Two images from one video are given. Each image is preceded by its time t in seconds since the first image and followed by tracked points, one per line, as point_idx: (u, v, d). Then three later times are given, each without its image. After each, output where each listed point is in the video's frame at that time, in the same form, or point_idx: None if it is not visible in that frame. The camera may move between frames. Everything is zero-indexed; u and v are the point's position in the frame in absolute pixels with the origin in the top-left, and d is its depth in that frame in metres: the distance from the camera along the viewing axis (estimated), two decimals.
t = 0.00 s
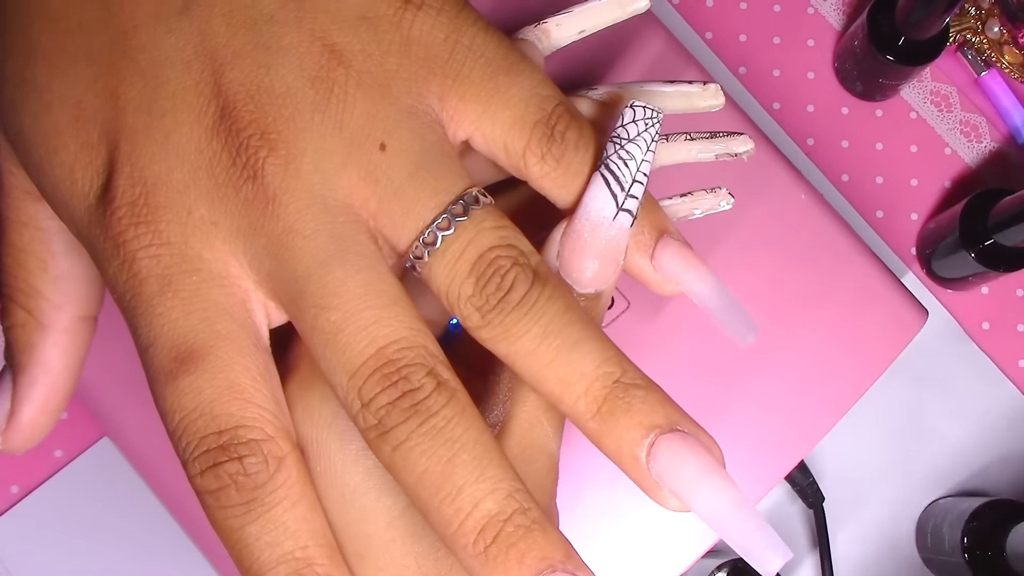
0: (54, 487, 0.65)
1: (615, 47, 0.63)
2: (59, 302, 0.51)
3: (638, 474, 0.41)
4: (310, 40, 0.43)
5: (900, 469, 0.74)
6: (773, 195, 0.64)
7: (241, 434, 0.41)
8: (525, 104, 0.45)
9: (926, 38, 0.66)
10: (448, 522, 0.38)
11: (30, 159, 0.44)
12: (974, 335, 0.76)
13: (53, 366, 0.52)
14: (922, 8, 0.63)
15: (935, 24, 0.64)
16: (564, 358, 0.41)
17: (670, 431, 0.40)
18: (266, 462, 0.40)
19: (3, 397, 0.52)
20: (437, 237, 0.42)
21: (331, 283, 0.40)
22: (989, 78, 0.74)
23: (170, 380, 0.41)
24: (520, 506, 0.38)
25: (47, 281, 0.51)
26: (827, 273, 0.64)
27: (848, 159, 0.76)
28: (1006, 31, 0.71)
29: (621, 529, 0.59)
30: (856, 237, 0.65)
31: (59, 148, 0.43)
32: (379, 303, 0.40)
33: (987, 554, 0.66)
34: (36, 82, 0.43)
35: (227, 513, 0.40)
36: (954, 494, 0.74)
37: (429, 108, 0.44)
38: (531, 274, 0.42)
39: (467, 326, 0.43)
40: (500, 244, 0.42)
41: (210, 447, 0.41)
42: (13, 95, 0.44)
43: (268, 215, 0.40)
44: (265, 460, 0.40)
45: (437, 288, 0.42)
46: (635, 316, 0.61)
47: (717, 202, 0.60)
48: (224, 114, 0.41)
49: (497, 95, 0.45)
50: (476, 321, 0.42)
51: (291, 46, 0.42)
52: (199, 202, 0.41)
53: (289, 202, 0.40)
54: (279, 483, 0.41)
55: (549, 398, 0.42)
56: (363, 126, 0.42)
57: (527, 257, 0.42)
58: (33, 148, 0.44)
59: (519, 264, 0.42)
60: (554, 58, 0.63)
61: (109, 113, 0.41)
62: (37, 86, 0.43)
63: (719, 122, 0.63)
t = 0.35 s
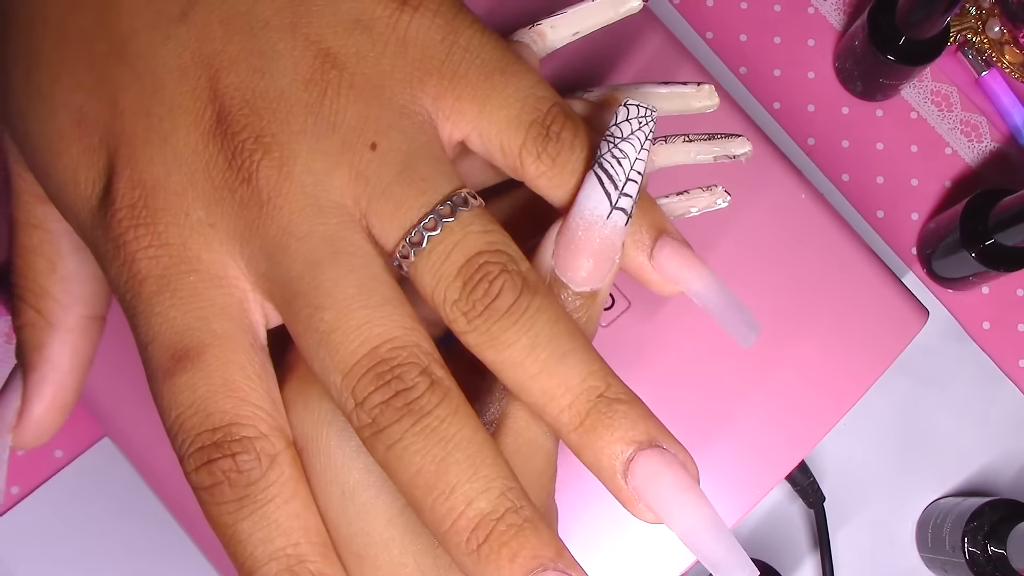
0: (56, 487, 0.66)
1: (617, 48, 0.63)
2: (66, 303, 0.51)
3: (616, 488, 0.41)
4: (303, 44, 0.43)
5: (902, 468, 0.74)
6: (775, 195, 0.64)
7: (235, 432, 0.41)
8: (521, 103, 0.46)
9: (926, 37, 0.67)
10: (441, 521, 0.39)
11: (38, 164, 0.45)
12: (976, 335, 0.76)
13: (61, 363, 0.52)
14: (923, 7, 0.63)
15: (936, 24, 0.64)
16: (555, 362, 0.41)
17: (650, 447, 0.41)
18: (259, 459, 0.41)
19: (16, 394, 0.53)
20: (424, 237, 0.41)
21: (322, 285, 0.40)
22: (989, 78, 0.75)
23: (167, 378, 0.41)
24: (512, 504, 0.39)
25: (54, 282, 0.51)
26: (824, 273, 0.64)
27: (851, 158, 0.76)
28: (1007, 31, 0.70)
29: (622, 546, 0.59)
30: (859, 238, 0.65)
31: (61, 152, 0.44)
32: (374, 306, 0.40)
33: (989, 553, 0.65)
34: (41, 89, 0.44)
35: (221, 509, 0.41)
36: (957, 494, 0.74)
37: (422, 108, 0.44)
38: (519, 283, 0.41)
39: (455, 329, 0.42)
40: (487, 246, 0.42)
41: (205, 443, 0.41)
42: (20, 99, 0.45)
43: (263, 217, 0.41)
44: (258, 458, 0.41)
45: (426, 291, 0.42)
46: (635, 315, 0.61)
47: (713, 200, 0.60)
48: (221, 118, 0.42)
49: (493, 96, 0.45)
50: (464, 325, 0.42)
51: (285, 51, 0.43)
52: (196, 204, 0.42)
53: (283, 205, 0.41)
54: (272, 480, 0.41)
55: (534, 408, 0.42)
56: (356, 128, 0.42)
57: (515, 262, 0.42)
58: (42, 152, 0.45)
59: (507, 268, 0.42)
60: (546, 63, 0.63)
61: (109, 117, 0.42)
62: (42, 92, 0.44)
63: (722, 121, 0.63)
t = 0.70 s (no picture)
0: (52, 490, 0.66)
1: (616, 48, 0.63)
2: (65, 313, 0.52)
3: (610, 522, 0.40)
4: (320, 60, 0.44)
5: (901, 468, 0.74)
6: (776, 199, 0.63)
7: (228, 434, 0.40)
8: (530, 130, 0.45)
9: (927, 37, 0.67)
10: (445, 541, 0.39)
11: (42, 173, 0.45)
12: (974, 335, 0.76)
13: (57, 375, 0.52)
14: (923, 7, 0.63)
15: (936, 23, 0.64)
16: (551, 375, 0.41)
17: (647, 482, 0.40)
18: (250, 465, 0.40)
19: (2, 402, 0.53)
20: (428, 256, 0.41)
21: (333, 300, 0.40)
22: (989, 78, 0.75)
23: (162, 378, 0.40)
24: (517, 525, 0.38)
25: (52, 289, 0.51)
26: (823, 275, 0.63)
27: (851, 159, 0.76)
28: (1006, 31, 0.71)
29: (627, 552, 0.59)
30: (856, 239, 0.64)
31: (69, 154, 0.44)
32: (385, 324, 0.40)
33: (989, 554, 0.65)
34: (53, 98, 0.44)
35: (204, 516, 0.39)
36: (956, 494, 0.74)
37: (434, 128, 0.44)
38: (521, 307, 0.41)
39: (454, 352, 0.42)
40: (490, 269, 0.42)
41: (195, 445, 0.40)
42: (28, 107, 0.45)
43: (275, 229, 0.41)
44: (249, 463, 0.40)
45: (426, 313, 0.42)
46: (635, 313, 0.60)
47: (726, 234, 0.57)
48: (237, 129, 0.42)
49: (502, 119, 0.45)
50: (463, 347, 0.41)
51: (302, 65, 0.43)
52: (208, 214, 0.42)
53: (295, 219, 0.41)
54: (260, 489, 0.40)
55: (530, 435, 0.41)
56: (368, 143, 0.43)
57: (518, 286, 0.42)
58: (48, 159, 0.44)
59: (510, 290, 0.41)
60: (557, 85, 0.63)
61: (123, 124, 0.42)
62: (56, 101, 0.44)
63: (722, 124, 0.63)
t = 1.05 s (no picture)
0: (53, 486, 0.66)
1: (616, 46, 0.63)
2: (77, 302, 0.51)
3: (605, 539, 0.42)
4: (383, 42, 0.44)
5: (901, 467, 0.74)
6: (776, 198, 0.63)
7: (243, 414, 0.39)
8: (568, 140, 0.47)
9: (929, 38, 0.67)
10: (443, 549, 0.39)
11: (48, 116, 0.42)
12: (974, 335, 0.76)
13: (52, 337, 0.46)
14: (925, 6, 0.63)
15: (938, 23, 0.64)
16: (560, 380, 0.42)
17: (646, 503, 0.41)
18: (263, 450, 0.39)
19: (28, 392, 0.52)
20: (465, 255, 0.42)
21: (350, 297, 0.40)
22: (991, 78, 0.75)
23: (175, 348, 0.39)
24: (513, 540, 0.39)
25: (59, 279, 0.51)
26: (826, 276, 0.63)
27: (852, 159, 0.76)
28: (1008, 31, 0.71)
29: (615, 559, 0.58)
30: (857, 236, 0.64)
31: (88, 95, 0.41)
32: (400, 322, 0.41)
33: (989, 554, 0.65)
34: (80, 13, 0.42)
35: (206, 498, 0.38)
36: (956, 495, 0.74)
37: (477, 127, 0.46)
38: (547, 319, 0.42)
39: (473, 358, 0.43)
40: (523, 276, 0.43)
41: (207, 421, 0.39)
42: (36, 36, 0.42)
43: (315, 204, 0.41)
44: (262, 447, 0.39)
45: (453, 314, 0.43)
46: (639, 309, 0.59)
47: (743, 251, 0.58)
48: (290, 94, 0.42)
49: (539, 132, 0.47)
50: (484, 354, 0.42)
51: (366, 44, 0.44)
52: (245, 175, 0.41)
53: (333, 199, 0.41)
54: (270, 475, 0.39)
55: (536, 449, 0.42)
56: (418, 133, 0.43)
57: (546, 299, 0.43)
58: (65, 90, 0.41)
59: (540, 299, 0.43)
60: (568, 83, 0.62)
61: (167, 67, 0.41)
62: (87, 28, 0.41)
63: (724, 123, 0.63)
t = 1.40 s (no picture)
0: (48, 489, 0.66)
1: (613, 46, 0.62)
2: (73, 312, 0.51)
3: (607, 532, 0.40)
4: (321, 70, 0.43)
5: (899, 467, 0.74)
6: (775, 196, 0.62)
7: (223, 451, 0.41)
8: (534, 146, 0.45)
9: (928, 38, 0.66)
10: (414, 562, 0.38)
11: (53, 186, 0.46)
12: (973, 335, 0.75)
13: (77, 369, 0.52)
14: (924, 6, 0.63)
15: (936, 24, 0.63)
16: (538, 378, 0.40)
17: (640, 493, 0.39)
18: (244, 483, 0.41)
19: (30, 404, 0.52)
20: (429, 269, 0.41)
21: (310, 328, 0.40)
22: (989, 78, 0.74)
23: (162, 393, 0.41)
24: (484, 553, 0.38)
25: (59, 291, 0.51)
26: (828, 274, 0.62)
27: (850, 159, 0.76)
28: (1007, 31, 0.71)
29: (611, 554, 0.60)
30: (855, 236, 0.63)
31: (77, 164, 0.44)
32: (368, 339, 0.40)
33: (988, 554, 0.65)
34: (59, 101, 0.44)
35: (203, 530, 0.41)
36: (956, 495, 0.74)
37: (433, 138, 0.44)
38: (519, 320, 0.41)
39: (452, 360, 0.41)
40: (492, 281, 0.42)
41: (192, 461, 0.41)
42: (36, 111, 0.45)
43: (267, 241, 0.41)
44: (243, 480, 0.41)
45: (428, 319, 0.42)
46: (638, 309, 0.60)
47: (708, 234, 0.61)
48: (234, 140, 0.42)
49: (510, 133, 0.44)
50: (462, 357, 0.41)
51: (300, 76, 0.43)
52: (205, 224, 0.42)
53: (285, 233, 0.41)
54: (255, 505, 0.41)
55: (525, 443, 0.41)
56: (367, 156, 0.42)
57: (517, 298, 0.42)
58: (59, 163, 0.45)
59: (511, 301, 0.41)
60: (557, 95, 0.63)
61: (121, 130, 0.42)
62: (62, 105, 0.44)
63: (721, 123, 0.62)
